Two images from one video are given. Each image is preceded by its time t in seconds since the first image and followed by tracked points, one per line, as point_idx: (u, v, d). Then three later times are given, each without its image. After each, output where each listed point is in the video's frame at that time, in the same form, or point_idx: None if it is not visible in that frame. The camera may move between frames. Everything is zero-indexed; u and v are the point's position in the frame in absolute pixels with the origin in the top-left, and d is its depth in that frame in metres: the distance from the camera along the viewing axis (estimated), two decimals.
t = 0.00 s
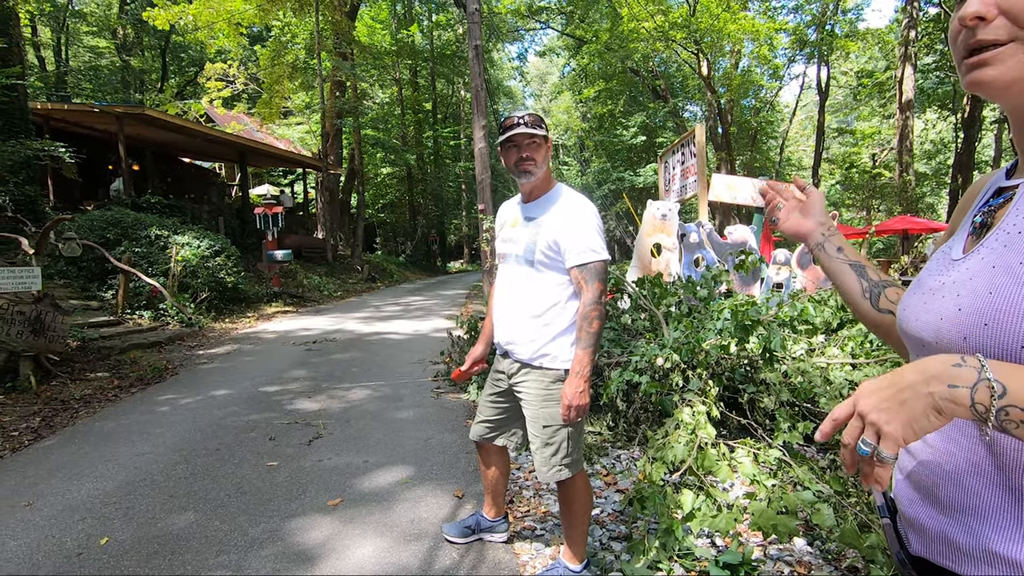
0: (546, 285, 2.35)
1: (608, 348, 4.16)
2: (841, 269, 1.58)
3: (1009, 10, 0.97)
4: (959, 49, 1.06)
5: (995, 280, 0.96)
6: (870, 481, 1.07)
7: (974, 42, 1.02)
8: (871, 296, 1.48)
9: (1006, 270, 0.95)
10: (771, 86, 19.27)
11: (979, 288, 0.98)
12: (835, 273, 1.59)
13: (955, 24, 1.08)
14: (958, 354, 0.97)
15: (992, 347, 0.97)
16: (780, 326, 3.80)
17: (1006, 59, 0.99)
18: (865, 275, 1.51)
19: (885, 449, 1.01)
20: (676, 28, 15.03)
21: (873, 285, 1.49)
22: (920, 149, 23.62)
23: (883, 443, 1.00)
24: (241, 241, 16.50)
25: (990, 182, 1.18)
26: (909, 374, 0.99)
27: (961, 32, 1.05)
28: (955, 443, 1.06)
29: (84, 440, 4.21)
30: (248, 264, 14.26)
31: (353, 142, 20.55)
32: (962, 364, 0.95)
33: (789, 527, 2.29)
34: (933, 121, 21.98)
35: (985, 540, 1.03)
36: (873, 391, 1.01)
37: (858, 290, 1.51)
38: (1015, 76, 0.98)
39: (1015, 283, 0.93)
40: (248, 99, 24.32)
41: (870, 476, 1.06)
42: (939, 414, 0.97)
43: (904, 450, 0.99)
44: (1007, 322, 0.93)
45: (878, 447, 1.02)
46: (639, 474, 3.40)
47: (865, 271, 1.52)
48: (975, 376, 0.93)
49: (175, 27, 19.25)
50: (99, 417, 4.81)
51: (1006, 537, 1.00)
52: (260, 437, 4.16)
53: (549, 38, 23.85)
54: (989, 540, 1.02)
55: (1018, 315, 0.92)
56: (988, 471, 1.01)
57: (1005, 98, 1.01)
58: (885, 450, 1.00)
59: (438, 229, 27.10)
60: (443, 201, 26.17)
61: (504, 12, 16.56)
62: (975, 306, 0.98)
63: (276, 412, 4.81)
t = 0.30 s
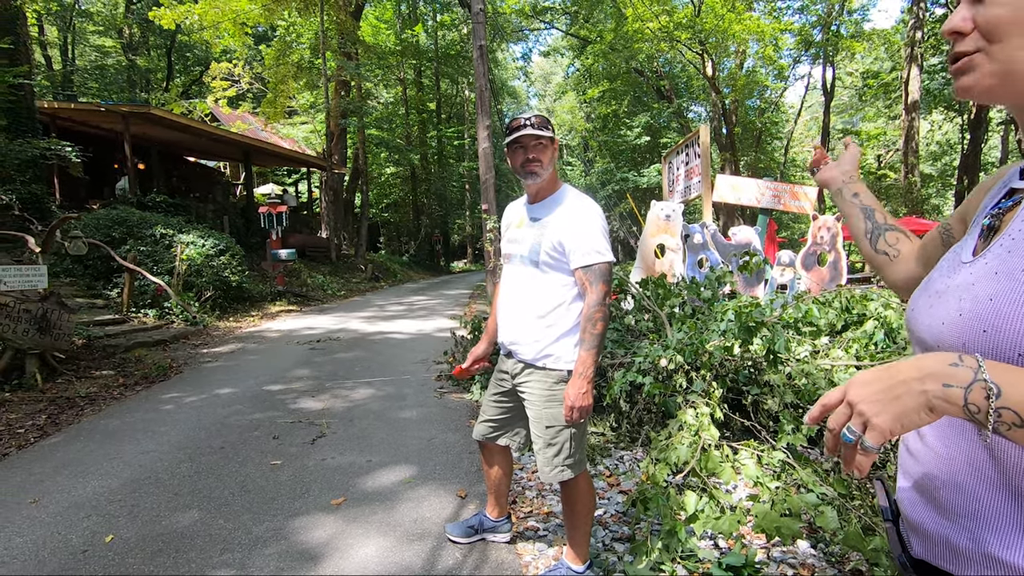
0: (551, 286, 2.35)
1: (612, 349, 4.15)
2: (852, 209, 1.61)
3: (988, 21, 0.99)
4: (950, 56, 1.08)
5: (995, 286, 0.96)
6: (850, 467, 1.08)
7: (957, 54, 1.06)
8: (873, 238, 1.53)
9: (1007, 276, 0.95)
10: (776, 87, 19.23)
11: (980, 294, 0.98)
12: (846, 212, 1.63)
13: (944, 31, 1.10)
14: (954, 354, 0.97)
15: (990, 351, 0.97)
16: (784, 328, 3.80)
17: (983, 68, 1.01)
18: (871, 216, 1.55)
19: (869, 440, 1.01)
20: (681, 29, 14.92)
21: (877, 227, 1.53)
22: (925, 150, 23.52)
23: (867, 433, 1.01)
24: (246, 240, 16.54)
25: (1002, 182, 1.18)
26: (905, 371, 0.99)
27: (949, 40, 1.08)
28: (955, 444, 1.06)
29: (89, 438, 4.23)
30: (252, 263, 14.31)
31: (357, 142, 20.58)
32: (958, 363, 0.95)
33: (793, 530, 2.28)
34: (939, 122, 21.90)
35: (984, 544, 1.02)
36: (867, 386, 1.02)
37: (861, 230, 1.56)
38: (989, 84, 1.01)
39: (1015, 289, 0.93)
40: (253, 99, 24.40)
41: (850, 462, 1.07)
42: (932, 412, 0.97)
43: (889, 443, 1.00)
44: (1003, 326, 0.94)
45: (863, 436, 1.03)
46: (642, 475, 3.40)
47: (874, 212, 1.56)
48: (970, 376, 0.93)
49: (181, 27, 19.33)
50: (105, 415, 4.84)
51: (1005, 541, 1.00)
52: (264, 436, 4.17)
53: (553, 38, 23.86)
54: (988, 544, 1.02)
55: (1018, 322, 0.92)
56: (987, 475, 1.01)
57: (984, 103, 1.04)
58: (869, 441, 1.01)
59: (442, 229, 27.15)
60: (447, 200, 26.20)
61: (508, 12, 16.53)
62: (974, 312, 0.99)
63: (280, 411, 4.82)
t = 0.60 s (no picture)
0: (551, 286, 2.35)
1: (611, 349, 4.15)
2: (929, 205, 1.64)
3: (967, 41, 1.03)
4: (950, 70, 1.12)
5: (970, 291, 1.00)
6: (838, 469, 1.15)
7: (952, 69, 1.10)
8: (930, 243, 1.60)
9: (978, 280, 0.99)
10: (776, 88, 19.24)
11: (956, 296, 1.02)
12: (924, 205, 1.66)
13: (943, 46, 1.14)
14: (918, 362, 1.02)
15: (959, 355, 1.00)
16: (783, 330, 3.82)
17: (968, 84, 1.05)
18: (937, 221, 1.59)
19: (849, 444, 1.08)
20: (682, 29, 14.91)
21: (937, 235, 1.58)
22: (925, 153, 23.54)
23: (848, 437, 1.08)
24: (245, 238, 16.53)
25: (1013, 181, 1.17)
26: (874, 377, 1.05)
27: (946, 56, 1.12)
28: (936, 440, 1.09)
29: (87, 436, 4.23)
30: (252, 261, 14.29)
31: (357, 141, 20.56)
32: (918, 371, 1.00)
33: (790, 531, 2.28)
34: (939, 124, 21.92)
35: (956, 536, 1.05)
36: (847, 392, 1.09)
37: (926, 233, 1.62)
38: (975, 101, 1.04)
39: (984, 295, 0.97)
40: (253, 97, 24.38)
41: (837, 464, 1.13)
42: (897, 417, 1.03)
43: (868, 446, 1.06)
44: (969, 329, 0.98)
45: (845, 441, 1.09)
46: (640, 476, 3.39)
47: (939, 217, 1.59)
48: (926, 382, 0.99)
49: (181, 25, 19.33)
50: (103, 412, 4.83)
51: (974, 536, 1.02)
52: (262, 435, 4.17)
53: (554, 39, 23.87)
54: (958, 535, 1.05)
55: (978, 324, 0.96)
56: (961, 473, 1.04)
57: (980, 114, 1.07)
58: (849, 444, 1.08)
59: (442, 229, 27.15)
60: (446, 200, 26.20)
61: (509, 12, 16.52)
62: (949, 314, 1.02)
63: (278, 410, 4.82)
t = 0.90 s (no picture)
0: (551, 285, 2.35)
1: (609, 348, 4.15)
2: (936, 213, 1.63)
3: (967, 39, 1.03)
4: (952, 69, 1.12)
5: (970, 293, 1.00)
6: (836, 461, 1.16)
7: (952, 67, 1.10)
8: (942, 252, 1.59)
9: (980, 283, 0.99)
10: (774, 88, 19.26)
11: (957, 299, 1.03)
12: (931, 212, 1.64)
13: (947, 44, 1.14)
14: (915, 362, 1.03)
15: (957, 355, 1.01)
16: (781, 329, 3.83)
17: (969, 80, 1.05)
18: (950, 230, 1.58)
19: (844, 438, 1.10)
20: (680, 29, 14.94)
21: (951, 243, 1.57)
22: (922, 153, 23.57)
23: (843, 431, 1.09)
24: (243, 236, 16.49)
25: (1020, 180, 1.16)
26: (870, 376, 1.07)
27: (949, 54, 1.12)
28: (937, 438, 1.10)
29: (84, 434, 4.22)
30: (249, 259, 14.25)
31: (355, 139, 20.49)
32: (912, 370, 1.01)
33: (788, 530, 2.29)
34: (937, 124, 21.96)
35: (954, 532, 1.06)
36: (845, 389, 1.11)
37: (936, 242, 1.61)
38: (977, 95, 1.04)
39: (985, 297, 0.97)
40: (251, 95, 24.31)
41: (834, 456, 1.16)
42: (890, 414, 1.04)
43: (862, 441, 1.07)
44: (967, 330, 0.98)
45: (842, 436, 1.11)
46: (638, 474, 3.39)
47: (952, 226, 1.57)
48: (921, 381, 1.00)
49: (178, 23, 19.27)
50: (99, 411, 4.81)
51: (972, 532, 1.03)
52: (260, 434, 4.16)
53: (552, 38, 23.84)
54: (958, 531, 1.06)
55: (978, 327, 0.97)
56: (961, 470, 1.05)
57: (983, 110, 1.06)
58: (844, 438, 1.09)
59: (440, 228, 27.13)
60: (445, 199, 26.15)
61: (507, 10, 16.48)
62: (951, 316, 1.03)
63: (276, 408, 4.81)
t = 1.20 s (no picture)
0: (550, 283, 2.34)
1: (608, 346, 4.16)
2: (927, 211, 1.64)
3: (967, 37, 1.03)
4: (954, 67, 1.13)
5: (974, 291, 1.00)
6: (846, 469, 1.15)
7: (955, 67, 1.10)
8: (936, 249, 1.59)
9: (984, 281, 0.99)
10: (772, 86, 19.26)
11: (962, 297, 1.02)
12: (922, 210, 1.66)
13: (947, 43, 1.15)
14: (924, 365, 1.03)
15: (962, 354, 1.01)
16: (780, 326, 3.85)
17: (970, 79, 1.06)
18: (940, 226, 1.58)
19: (854, 444, 1.09)
20: (678, 27, 14.97)
21: (944, 237, 1.57)
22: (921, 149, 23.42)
23: (853, 438, 1.08)
24: (241, 236, 16.47)
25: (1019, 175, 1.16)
26: (879, 381, 1.06)
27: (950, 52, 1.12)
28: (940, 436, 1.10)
29: (83, 434, 4.21)
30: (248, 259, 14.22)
31: (354, 138, 20.46)
32: (923, 374, 1.01)
33: (787, 527, 2.29)
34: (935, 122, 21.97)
35: (959, 528, 1.06)
36: (854, 394, 1.10)
37: (930, 237, 1.61)
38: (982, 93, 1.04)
39: (990, 296, 0.97)
40: (248, 94, 24.27)
41: (843, 464, 1.14)
42: (901, 419, 1.03)
43: (872, 447, 1.07)
44: (971, 329, 0.98)
45: (851, 442, 1.10)
46: (638, 472, 3.39)
47: (943, 221, 1.58)
48: (932, 385, 0.99)
49: (176, 22, 19.21)
50: (98, 411, 4.80)
51: (977, 529, 1.03)
52: (259, 433, 4.15)
53: (550, 36, 23.82)
54: (960, 528, 1.06)
55: (985, 326, 0.96)
56: (964, 467, 1.05)
57: (990, 110, 1.07)
58: (854, 444, 1.08)
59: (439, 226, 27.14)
60: (443, 197, 26.12)
61: (506, 9, 16.44)
62: (954, 314, 1.03)
63: (275, 408, 4.80)
